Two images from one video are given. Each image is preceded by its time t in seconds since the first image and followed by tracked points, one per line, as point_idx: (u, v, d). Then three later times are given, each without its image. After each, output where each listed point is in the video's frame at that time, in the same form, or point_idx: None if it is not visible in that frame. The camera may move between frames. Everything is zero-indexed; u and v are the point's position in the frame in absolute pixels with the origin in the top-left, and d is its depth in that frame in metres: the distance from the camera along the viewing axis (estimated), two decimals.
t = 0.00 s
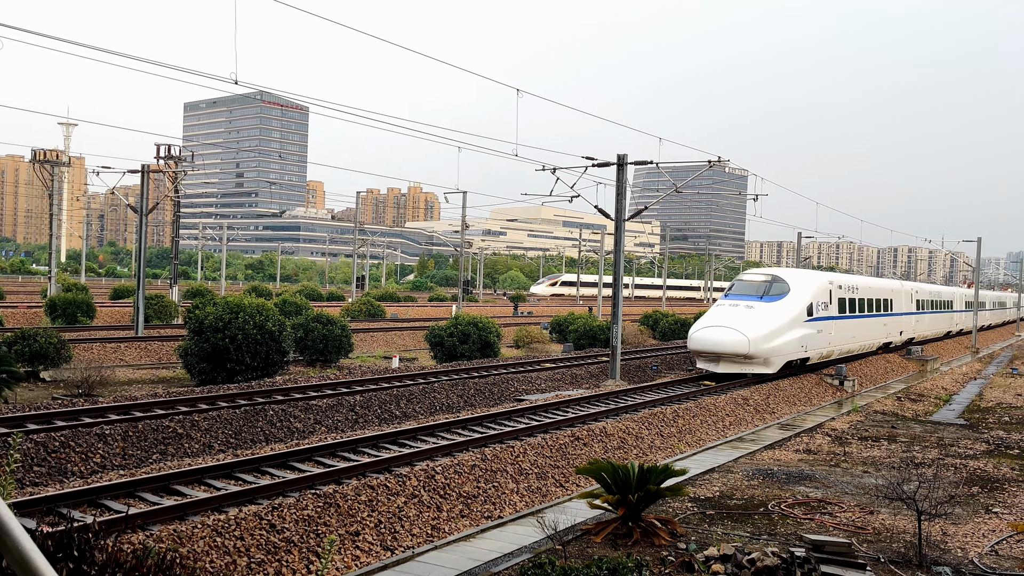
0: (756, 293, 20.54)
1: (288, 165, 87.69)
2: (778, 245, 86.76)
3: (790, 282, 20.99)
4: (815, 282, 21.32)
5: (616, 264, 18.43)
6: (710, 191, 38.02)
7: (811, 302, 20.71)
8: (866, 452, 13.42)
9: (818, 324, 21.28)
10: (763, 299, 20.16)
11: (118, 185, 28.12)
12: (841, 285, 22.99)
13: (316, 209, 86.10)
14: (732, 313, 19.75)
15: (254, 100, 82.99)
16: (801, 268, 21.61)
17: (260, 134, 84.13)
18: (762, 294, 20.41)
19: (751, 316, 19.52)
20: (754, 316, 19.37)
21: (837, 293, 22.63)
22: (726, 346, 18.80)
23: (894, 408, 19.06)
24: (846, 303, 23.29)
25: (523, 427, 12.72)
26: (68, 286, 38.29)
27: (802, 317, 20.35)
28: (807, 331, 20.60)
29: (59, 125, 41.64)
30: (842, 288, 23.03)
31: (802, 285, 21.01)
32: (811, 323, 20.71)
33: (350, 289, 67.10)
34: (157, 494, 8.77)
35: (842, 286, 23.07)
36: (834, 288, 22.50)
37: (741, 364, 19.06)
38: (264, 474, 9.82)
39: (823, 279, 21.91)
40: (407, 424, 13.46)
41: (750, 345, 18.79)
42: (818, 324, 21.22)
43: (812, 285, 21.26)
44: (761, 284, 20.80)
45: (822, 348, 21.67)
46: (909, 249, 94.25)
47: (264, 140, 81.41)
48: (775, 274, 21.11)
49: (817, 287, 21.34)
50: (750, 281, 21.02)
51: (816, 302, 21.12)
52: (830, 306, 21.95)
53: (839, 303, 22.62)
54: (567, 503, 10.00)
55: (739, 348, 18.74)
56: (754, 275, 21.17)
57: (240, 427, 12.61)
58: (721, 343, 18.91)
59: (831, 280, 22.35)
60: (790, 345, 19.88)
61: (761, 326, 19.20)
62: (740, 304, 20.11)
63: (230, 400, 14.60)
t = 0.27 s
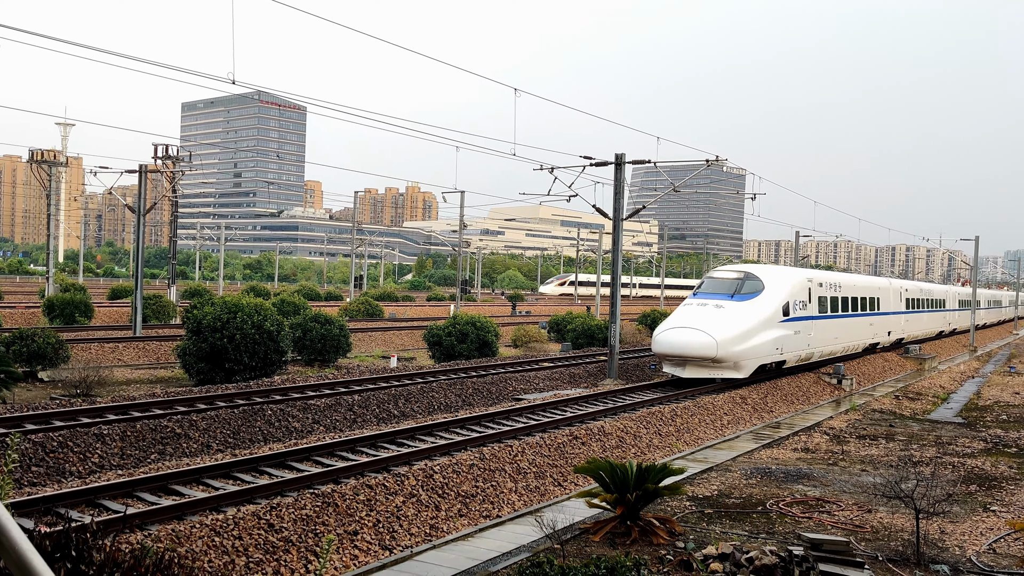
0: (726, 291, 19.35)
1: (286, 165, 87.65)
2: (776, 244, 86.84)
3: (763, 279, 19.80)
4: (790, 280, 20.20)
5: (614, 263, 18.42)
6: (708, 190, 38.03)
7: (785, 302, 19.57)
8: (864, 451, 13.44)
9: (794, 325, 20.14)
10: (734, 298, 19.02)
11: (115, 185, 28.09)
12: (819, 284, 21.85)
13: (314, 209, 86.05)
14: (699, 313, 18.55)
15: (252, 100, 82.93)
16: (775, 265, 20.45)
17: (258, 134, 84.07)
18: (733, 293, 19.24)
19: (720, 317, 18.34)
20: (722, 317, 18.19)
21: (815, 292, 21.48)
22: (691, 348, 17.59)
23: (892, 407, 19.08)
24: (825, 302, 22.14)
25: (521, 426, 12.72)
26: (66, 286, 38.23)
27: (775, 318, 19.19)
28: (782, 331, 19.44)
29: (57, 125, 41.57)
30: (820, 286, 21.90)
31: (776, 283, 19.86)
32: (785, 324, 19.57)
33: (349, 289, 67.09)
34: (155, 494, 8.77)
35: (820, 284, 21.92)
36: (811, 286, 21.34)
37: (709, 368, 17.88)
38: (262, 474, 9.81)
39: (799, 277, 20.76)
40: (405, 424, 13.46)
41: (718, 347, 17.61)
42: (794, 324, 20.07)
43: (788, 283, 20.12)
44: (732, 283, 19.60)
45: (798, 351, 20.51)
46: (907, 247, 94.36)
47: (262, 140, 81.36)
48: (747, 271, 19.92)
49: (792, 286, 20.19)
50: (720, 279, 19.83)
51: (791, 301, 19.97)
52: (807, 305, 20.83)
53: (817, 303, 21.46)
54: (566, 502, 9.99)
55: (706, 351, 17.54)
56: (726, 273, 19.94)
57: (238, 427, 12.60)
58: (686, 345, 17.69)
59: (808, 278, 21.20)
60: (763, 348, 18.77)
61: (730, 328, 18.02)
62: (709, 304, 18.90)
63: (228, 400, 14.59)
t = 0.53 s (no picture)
0: (692, 285, 17.95)
1: (283, 158, 87.48)
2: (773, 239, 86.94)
3: (732, 272, 18.35)
4: (762, 273, 18.76)
5: (611, 256, 18.40)
6: (706, 184, 38.02)
7: (756, 297, 18.13)
8: (860, 445, 13.46)
9: (767, 321, 18.71)
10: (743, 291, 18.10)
11: (112, 177, 28.00)
12: (796, 277, 20.43)
13: (311, 202, 85.92)
14: (660, 309, 17.14)
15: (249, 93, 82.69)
16: (746, 256, 19.00)
17: (255, 126, 83.84)
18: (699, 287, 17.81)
19: (682, 313, 16.92)
20: (684, 314, 16.78)
21: (791, 286, 20.04)
22: (650, 347, 16.21)
23: (888, 401, 19.12)
24: (803, 295, 20.73)
25: (518, 420, 12.72)
26: (62, 279, 38.15)
27: (744, 314, 17.78)
28: (752, 329, 18.03)
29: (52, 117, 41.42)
30: (797, 279, 20.46)
31: (747, 276, 18.42)
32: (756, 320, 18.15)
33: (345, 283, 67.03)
34: (151, 488, 8.75)
35: (797, 277, 20.46)
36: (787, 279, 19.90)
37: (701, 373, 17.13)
38: (259, 467, 9.80)
39: (773, 269, 19.31)
40: (402, 417, 13.45)
41: (678, 346, 16.20)
42: (767, 320, 18.64)
43: (760, 276, 18.68)
44: (698, 276, 18.17)
45: (773, 349, 19.13)
46: (903, 242, 94.49)
47: (258, 133, 81.16)
48: (715, 263, 18.48)
49: (764, 279, 18.76)
50: (685, 273, 18.42)
51: (763, 295, 18.53)
52: (781, 300, 19.38)
53: (792, 297, 20.03)
54: (562, 496, 9.99)
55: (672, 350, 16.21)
56: (692, 265, 18.53)
57: (234, 420, 12.58)
58: (645, 344, 16.31)
59: (783, 270, 19.75)
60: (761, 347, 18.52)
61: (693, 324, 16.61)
62: (672, 298, 17.49)
63: (225, 393, 14.58)
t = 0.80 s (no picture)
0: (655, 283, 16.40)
1: (283, 157, 87.44)
2: (773, 237, 86.97)
3: (699, 269, 16.83)
4: (733, 270, 17.31)
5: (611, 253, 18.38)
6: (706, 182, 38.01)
7: (726, 295, 16.66)
8: (860, 444, 13.46)
9: (738, 323, 17.21)
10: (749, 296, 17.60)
11: (112, 176, 28.00)
12: (773, 274, 19.02)
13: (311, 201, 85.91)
14: (618, 308, 15.60)
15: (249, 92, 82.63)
16: (715, 252, 17.52)
17: (255, 125, 83.80)
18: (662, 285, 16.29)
19: (641, 313, 15.39)
20: (644, 314, 15.27)
21: (766, 284, 18.58)
22: (605, 350, 14.69)
23: (888, 400, 19.11)
24: (780, 294, 19.29)
25: (518, 418, 12.72)
26: (62, 277, 38.17)
27: (712, 314, 16.28)
28: (722, 330, 16.52)
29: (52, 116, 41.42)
30: (774, 277, 19.02)
31: (716, 273, 16.96)
32: (726, 322, 16.66)
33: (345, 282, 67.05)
34: (152, 486, 8.75)
35: (772, 273, 18.98)
36: (762, 277, 18.44)
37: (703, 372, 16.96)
38: (259, 466, 9.79)
39: (746, 266, 17.84)
40: (402, 416, 13.44)
41: (637, 350, 14.68)
42: (738, 321, 17.16)
43: (730, 273, 17.21)
44: (661, 272, 16.66)
45: (746, 353, 17.68)
46: (903, 241, 94.50)
47: (258, 131, 81.12)
48: (680, 259, 16.97)
49: (735, 277, 17.29)
50: (648, 269, 16.89)
51: (733, 294, 17.05)
52: (755, 299, 17.91)
53: (768, 296, 18.58)
54: (562, 495, 9.99)
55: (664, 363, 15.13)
56: (656, 261, 16.99)
57: (234, 418, 12.58)
58: (599, 347, 14.78)
59: (757, 266, 18.29)
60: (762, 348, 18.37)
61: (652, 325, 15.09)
62: (632, 297, 15.96)
63: (225, 392, 14.58)
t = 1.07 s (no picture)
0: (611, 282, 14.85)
1: (284, 157, 87.50)
2: (775, 238, 86.90)
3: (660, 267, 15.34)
4: (700, 268, 15.92)
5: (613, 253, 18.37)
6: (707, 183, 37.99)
7: (690, 295, 15.22)
8: (862, 444, 13.44)
9: (704, 326, 15.75)
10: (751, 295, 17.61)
11: (114, 177, 28.01)
12: (747, 274, 17.64)
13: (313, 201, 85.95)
14: (568, 309, 14.04)
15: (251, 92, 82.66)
16: (679, 249, 16.04)
17: (257, 125, 83.83)
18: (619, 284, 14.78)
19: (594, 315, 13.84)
20: (595, 316, 13.74)
21: (738, 284, 17.17)
22: (550, 356, 13.13)
23: (890, 400, 19.09)
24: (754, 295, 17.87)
25: (519, 419, 12.71)
26: (65, 278, 38.21)
27: (673, 317, 14.80)
28: (684, 334, 15.08)
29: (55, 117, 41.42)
30: (748, 276, 17.63)
31: (680, 271, 15.51)
32: (689, 325, 15.21)
33: (347, 282, 67.06)
34: (153, 486, 8.76)
35: (745, 273, 17.56)
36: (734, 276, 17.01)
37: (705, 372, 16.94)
38: (260, 466, 9.79)
39: (715, 264, 16.40)
40: (403, 416, 13.43)
41: (586, 356, 13.16)
42: (704, 324, 15.71)
43: (697, 272, 15.77)
44: (619, 270, 15.16)
45: (715, 359, 16.26)
46: (906, 241, 94.41)
47: (260, 132, 81.15)
48: (640, 256, 15.49)
49: (702, 276, 15.86)
50: (605, 266, 15.36)
51: (698, 295, 15.58)
52: (724, 300, 16.48)
53: (740, 296, 17.18)
54: (564, 495, 9.98)
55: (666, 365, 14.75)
56: (614, 258, 15.46)
57: (236, 419, 12.58)
58: (544, 352, 13.22)
59: (728, 263, 16.86)
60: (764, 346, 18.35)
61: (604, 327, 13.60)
62: (584, 296, 14.43)
63: (227, 392, 14.59)
